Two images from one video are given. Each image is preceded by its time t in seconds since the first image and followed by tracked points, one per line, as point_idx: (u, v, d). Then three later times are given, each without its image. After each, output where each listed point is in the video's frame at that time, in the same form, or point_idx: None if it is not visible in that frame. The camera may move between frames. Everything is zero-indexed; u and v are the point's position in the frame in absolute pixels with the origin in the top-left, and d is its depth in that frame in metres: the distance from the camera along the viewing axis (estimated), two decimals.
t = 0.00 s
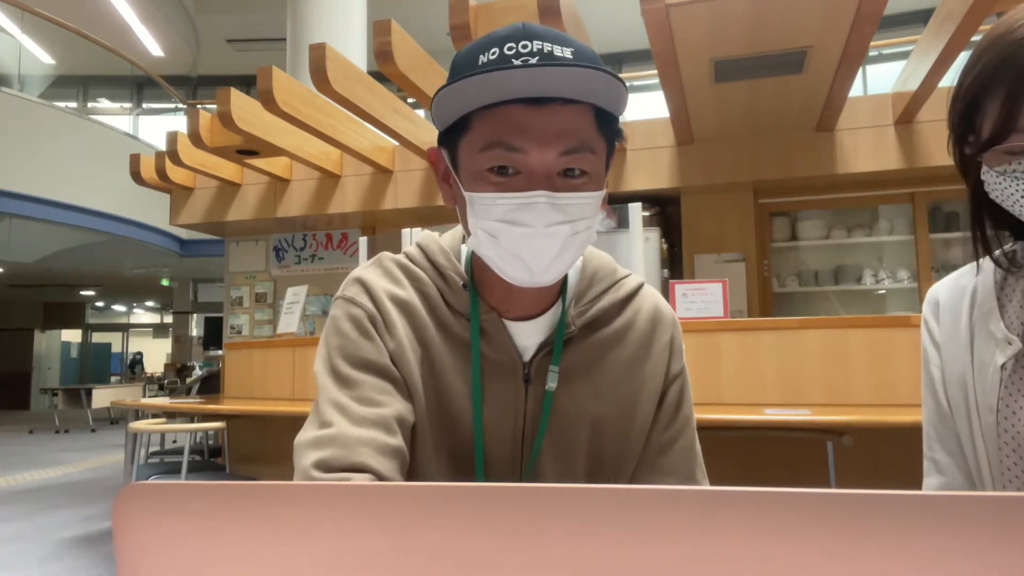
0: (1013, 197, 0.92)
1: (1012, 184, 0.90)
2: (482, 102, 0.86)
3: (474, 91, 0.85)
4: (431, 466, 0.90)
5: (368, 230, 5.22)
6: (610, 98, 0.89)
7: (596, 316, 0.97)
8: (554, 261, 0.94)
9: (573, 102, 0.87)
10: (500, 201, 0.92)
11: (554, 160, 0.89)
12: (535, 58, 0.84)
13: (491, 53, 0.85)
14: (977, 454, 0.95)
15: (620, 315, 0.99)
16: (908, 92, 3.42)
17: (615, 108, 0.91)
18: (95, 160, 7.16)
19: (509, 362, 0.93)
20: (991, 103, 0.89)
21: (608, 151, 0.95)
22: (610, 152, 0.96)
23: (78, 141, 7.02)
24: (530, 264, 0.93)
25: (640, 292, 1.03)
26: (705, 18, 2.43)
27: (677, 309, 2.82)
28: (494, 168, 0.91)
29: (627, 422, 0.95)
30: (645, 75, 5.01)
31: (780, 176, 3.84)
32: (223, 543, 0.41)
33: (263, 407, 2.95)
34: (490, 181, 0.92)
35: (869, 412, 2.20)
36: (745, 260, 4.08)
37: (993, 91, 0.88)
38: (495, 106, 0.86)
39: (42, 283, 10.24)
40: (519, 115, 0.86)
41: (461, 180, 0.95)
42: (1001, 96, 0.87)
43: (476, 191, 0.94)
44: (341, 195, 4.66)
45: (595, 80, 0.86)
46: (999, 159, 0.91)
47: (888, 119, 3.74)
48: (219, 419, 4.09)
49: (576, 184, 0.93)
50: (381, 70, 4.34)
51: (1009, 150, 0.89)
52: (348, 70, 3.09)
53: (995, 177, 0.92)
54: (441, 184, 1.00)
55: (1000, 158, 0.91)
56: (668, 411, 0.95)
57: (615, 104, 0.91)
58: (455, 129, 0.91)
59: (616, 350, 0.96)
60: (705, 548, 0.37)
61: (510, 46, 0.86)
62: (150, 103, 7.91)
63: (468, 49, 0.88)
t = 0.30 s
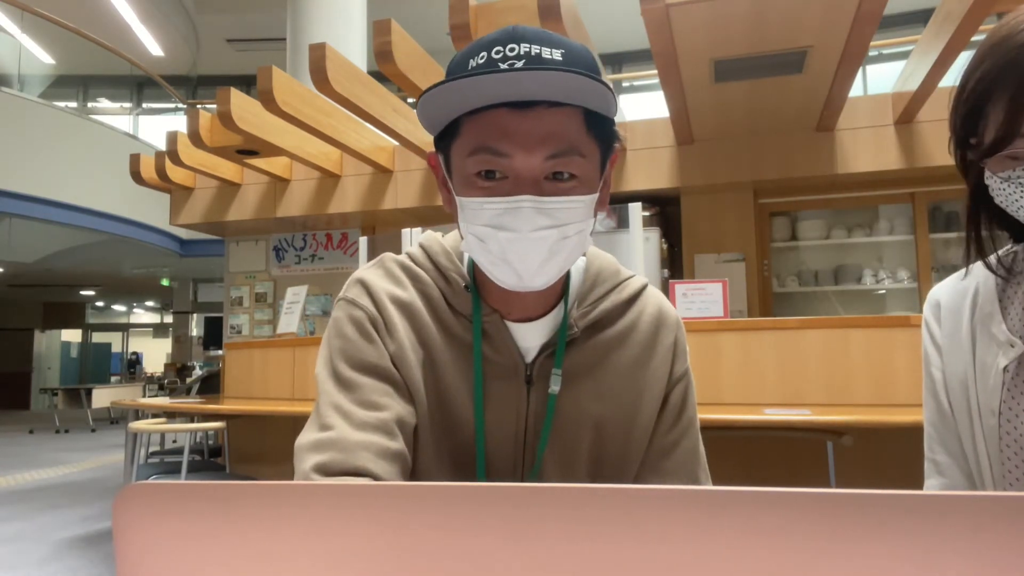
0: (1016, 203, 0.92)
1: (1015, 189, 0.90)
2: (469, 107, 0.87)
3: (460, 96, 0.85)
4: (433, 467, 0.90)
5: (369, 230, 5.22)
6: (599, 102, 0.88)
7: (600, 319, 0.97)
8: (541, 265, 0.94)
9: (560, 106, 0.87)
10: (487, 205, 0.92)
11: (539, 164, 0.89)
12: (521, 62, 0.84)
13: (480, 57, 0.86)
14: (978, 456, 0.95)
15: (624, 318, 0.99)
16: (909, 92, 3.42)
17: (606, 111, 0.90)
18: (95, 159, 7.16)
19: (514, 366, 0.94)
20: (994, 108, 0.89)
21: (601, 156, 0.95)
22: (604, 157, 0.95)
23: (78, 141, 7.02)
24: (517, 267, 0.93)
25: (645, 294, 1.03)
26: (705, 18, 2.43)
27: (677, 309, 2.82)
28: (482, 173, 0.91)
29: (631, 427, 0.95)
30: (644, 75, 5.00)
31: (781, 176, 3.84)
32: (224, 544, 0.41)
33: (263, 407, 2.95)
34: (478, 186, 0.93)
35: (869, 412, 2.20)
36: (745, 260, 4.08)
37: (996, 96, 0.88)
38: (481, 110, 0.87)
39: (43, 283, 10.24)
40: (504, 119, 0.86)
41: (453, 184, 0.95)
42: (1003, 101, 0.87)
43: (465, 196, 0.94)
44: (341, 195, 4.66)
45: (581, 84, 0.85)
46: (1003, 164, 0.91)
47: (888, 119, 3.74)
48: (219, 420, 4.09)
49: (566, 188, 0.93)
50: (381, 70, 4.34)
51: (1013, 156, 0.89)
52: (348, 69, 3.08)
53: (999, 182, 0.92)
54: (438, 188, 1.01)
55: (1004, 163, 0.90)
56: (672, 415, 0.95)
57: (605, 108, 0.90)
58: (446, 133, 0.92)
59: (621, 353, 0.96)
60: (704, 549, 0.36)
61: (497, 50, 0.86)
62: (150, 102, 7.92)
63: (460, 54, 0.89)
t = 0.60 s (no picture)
0: None
1: None
2: (466, 110, 0.87)
3: (456, 99, 0.85)
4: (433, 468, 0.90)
5: (368, 230, 5.22)
6: (595, 104, 0.88)
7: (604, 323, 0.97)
8: (537, 268, 0.94)
9: (556, 108, 0.86)
10: (483, 208, 0.92)
11: (535, 167, 0.89)
12: (517, 64, 0.84)
13: (475, 61, 0.86)
14: (977, 457, 0.95)
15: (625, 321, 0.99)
16: (909, 92, 3.42)
17: (601, 114, 0.90)
18: (94, 160, 7.15)
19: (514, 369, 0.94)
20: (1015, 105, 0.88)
21: (598, 158, 0.94)
22: (601, 159, 0.95)
23: (78, 141, 7.01)
24: (513, 271, 0.93)
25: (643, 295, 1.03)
26: (704, 18, 2.44)
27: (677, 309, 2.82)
28: (478, 175, 0.91)
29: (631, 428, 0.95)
30: (644, 75, 5.00)
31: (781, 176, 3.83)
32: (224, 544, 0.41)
33: (263, 407, 2.95)
34: (474, 189, 0.93)
35: (868, 412, 2.20)
36: (745, 260, 4.08)
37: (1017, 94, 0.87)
38: (476, 114, 0.87)
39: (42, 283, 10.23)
40: (500, 122, 0.86)
41: (450, 188, 0.95)
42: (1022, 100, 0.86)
43: (462, 199, 0.94)
44: (341, 195, 4.66)
45: (577, 88, 0.84)
46: (1014, 165, 0.90)
47: (888, 119, 3.73)
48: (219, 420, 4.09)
49: (562, 191, 0.93)
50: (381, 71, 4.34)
51: None
52: (347, 69, 3.08)
53: (1009, 183, 0.91)
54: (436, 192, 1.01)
55: (1015, 163, 0.89)
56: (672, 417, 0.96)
57: (601, 111, 0.90)
58: (443, 136, 0.92)
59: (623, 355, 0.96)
60: (703, 550, 0.36)
61: (493, 53, 0.86)
62: (150, 102, 7.90)
63: (457, 57, 0.89)
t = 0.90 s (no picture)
0: None
1: None
2: (487, 103, 0.87)
3: (477, 91, 0.85)
4: (433, 470, 0.91)
5: (369, 231, 5.21)
6: (605, 99, 0.88)
7: (595, 299, 0.97)
8: (554, 253, 0.94)
9: (572, 103, 0.87)
10: (504, 192, 0.93)
11: (553, 156, 0.90)
12: (536, 64, 0.83)
13: (496, 60, 0.85)
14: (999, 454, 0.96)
15: (620, 298, 0.97)
16: (909, 92, 3.41)
17: (611, 109, 0.90)
18: (95, 160, 7.17)
19: (521, 345, 0.94)
20: None
21: (608, 149, 0.95)
22: (610, 150, 0.96)
23: (78, 141, 7.01)
24: (531, 254, 0.93)
25: (643, 276, 1.02)
26: (704, 19, 2.44)
27: (677, 310, 2.82)
28: (499, 164, 0.92)
29: (630, 407, 0.92)
30: (645, 75, 5.00)
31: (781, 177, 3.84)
32: (223, 546, 0.41)
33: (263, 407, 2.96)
34: (495, 174, 0.93)
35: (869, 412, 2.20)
36: (745, 260, 4.08)
37: None
38: (496, 107, 0.87)
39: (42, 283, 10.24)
40: (521, 115, 0.86)
41: (469, 175, 0.95)
42: None
43: (481, 184, 0.94)
44: (341, 195, 4.66)
45: (595, 82, 0.85)
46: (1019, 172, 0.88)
47: (888, 119, 3.73)
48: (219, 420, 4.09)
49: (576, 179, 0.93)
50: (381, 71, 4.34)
51: None
52: (348, 70, 3.08)
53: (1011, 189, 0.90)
54: (451, 182, 1.01)
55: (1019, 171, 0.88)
56: (673, 394, 0.92)
57: (612, 106, 0.90)
58: (462, 128, 0.92)
59: (615, 332, 0.95)
60: (705, 549, 0.36)
61: (512, 53, 0.85)
62: (150, 103, 7.95)
63: (475, 59, 0.88)
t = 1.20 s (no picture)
0: None
1: None
2: (493, 102, 0.87)
3: (483, 91, 0.85)
4: (434, 470, 0.91)
5: (369, 231, 5.21)
6: (611, 99, 0.88)
7: (600, 301, 0.97)
8: (558, 252, 0.94)
9: (578, 103, 0.87)
10: (509, 191, 0.93)
11: (558, 155, 0.90)
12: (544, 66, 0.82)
13: (504, 60, 0.84)
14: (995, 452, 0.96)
15: (625, 300, 0.97)
16: (909, 92, 3.41)
17: (617, 109, 0.90)
18: (95, 160, 7.16)
19: (524, 345, 0.93)
20: None
21: (613, 149, 0.95)
22: (615, 150, 0.96)
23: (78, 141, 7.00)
24: (536, 252, 0.93)
25: (648, 278, 1.02)
26: (704, 19, 2.44)
27: (677, 310, 2.82)
28: (504, 163, 0.92)
29: (635, 410, 0.92)
30: (645, 75, 5.00)
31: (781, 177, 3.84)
32: (223, 548, 0.41)
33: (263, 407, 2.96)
34: (500, 173, 0.93)
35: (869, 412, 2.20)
36: (745, 260, 4.08)
37: None
38: (503, 106, 0.87)
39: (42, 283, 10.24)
40: (527, 114, 0.86)
41: (475, 174, 0.96)
42: None
43: (487, 183, 0.95)
44: (341, 195, 4.66)
45: (602, 81, 0.85)
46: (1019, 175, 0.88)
47: (888, 119, 3.73)
48: (219, 420, 4.09)
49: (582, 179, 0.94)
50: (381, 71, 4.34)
51: None
52: (348, 69, 3.08)
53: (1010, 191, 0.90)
54: (457, 181, 1.01)
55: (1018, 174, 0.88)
56: (678, 397, 0.93)
57: (618, 107, 0.90)
58: (467, 127, 0.92)
59: (620, 334, 0.95)
60: (705, 549, 0.36)
61: (519, 53, 0.85)
62: (150, 103, 7.91)
63: (481, 58, 0.88)
